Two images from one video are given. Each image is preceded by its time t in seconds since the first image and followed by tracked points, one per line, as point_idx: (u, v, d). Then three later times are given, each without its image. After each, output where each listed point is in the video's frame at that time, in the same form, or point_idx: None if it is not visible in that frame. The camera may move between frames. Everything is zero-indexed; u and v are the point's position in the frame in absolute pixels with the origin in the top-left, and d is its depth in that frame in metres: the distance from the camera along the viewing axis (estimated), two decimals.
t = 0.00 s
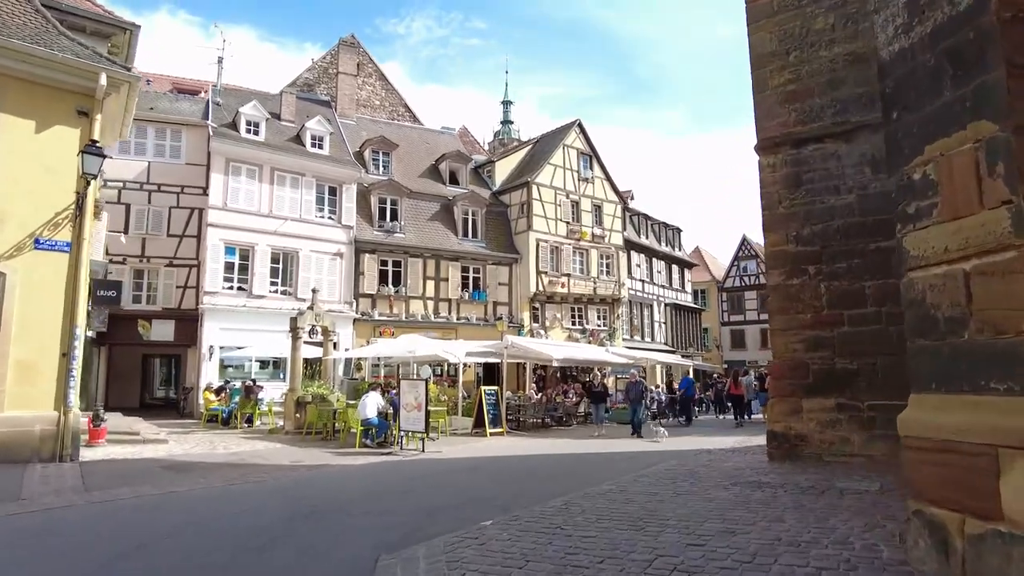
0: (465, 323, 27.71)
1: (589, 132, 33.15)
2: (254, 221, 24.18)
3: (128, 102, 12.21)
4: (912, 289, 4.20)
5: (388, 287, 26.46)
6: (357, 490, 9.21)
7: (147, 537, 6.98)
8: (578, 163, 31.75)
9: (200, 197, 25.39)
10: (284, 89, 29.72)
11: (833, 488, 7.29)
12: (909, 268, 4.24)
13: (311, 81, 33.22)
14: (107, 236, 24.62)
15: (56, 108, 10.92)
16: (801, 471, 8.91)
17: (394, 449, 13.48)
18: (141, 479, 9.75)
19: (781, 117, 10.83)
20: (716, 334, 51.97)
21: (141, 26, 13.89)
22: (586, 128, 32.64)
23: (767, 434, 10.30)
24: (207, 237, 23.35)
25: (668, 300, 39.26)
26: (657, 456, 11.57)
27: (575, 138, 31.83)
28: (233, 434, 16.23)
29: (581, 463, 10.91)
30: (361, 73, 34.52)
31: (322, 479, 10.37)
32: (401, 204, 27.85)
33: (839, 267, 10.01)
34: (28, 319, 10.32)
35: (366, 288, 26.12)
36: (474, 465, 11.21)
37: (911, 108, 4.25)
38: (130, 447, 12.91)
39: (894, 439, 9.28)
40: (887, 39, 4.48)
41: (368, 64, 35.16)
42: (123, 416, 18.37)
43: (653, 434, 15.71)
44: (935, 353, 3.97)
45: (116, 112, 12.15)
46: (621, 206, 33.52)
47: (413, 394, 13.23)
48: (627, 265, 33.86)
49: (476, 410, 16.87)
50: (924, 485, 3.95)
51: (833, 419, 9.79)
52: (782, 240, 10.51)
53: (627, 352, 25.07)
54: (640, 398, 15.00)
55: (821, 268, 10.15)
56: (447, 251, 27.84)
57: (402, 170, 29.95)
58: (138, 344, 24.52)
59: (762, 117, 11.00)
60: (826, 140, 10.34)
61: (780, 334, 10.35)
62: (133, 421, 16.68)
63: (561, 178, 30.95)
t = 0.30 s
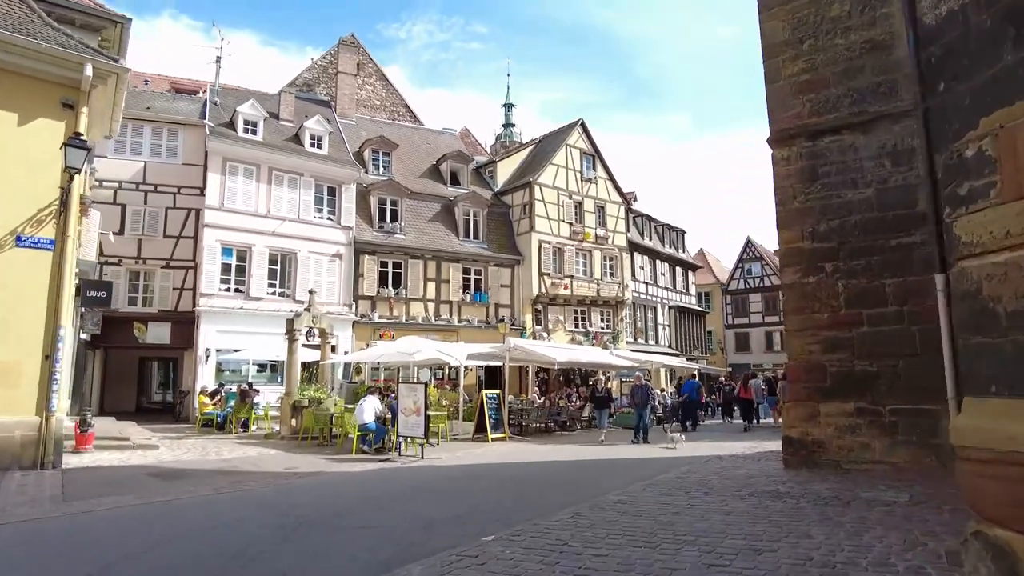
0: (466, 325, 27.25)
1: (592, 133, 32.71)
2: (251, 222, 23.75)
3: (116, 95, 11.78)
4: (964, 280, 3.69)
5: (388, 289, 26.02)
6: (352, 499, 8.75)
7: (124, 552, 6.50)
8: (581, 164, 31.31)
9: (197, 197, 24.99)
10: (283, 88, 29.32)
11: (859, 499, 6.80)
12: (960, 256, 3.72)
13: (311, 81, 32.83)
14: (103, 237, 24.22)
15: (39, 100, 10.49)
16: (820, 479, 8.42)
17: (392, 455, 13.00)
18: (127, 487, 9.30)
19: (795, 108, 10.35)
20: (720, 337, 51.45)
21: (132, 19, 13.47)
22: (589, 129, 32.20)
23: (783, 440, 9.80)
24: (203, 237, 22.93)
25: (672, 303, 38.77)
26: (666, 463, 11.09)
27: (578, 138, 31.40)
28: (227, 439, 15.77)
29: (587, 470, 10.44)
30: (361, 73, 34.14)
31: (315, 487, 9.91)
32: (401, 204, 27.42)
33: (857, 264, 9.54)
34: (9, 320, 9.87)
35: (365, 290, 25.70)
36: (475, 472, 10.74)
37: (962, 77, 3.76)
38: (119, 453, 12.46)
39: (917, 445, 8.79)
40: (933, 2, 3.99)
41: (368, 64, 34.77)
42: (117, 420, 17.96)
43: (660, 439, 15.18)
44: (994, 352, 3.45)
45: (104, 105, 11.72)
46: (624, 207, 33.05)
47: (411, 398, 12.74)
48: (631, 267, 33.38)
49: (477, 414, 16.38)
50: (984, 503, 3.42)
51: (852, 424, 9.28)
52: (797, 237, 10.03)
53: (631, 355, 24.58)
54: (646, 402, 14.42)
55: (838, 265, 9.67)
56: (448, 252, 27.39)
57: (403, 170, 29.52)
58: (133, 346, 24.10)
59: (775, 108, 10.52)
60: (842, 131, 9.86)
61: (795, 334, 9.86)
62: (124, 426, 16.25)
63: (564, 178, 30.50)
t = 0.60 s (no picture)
0: (474, 326, 26.85)
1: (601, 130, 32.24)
2: (257, 221, 23.45)
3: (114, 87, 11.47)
4: None
5: (395, 289, 25.66)
6: (356, 505, 8.34)
7: (111, 559, 6.09)
8: (591, 162, 30.86)
9: (203, 196, 24.74)
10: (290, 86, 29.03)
11: (899, 509, 6.30)
12: None
13: (317, 80, 32.53)
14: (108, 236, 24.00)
15: (34, 91, 10.18)
16: (851, 486, 7.93)
17: (399, 458, 12.58)
18: (123, 492, 8.94)
19: (820, 96, 9.84)
20: (731, 338, 50.82)
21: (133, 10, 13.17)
22: (599, 126, 31.73)
23: (808, 444, 9.32)
24: (208, 236, 22.63)
25: (683, 303, 38.23)
26: (684, 467, 10.62)
27: (587, 136, 30.93)
28: (231, 441, 15.42)
29: (601, 475, 9.99)
30: (368, 72, 33.82)
31: (319, 492, 9.51)
32: (409, 203, 27.05)
33: (887, 259, 9.03)
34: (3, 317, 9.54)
35: (372, 290, 25.35)
36: (484, 477, 10.30)
37: None
38: (119, 454, 12.13)
39: (954, 449, 8.29)
40: None
41: (375, 62, 34.45)
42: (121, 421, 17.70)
43: (675, 442, 14.63)
44: None
45: (101, 97, 11.40)
46: (635, 205, 32.56)
47: (419, 399, 12.32)
48: (641, 266, 32.89)
49: (486, 416, 15.94)
50: None
51: (883, 427, 8.79)
52: (823, 230, 9.54)
53: (643, 355, 24.12)
54: (658, 404, 13.71)
55: (867, 260, 9.18)
56: (456, 252, 27.00)
57: (411, 168, 29.15)
58: (138, 346, 23.86)
59: (798, 96, 10.02)
60: (871, 119, 9.34)
61: (821, 332, 9.39)
62: (127, 428, 15.95)
63: (574, 176, 30.05)
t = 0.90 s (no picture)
0: (487, 326, 26.41)
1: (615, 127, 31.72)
2: (267, 220, 23.15)
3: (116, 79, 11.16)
4: None
5: (406, 289, 25.29)
6: (363, 514, 7.93)
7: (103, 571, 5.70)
8: (605, 159, 30.37)
9: (212, 195, 24.53)
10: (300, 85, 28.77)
11: (951, 523, 5.79)
12: None
13: (328, 78, 32.28)
14: (117, 236, 23.84)
15: (33, 82, 9.85)
16: (892, 497, 7.41)
17: (409, 462, 12.16)
18: (123, 498, 8.59)
19: (852, 82, 9.31)
20: (747, 339, 50.05)
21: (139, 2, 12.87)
22: (612, 123, 31.23)
23: (842, 449, 8.79)
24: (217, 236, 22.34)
25: (699, 304, 37.60)
26: (707, 474, 10.12)
27: (601, 134, 30.44)
28: (238, 444, 15.09)
29: (620, 482, 9.53)
30: (379, 70, 33.53)
31: (326, 498, 9.10)
32: (420, 202, 26.67)
33: (925, 253, 8.49)
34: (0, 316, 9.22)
35: (383, 290, 24.99)
36: (498, 483, 9.85)
37: None
38: (122, 457, 11.82)
39: (1003, 457, 7.66)
40: None
41: (386, 60, 34.16)
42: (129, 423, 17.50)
43: (695, 447, 14.01)
44: None
45: (104, 89, 11.07)
46: (650, 204, 32.01)
47: (430, 402, 11.89)
48: (656, 266, 32.32)
49: (499, 419, 15.48)
50: None
51: (924, 433, 8.23)
52: (856, 224, 9.03)
53: (659, 356, 23.61)
54: (675, 407, 12.91)
55: (904, 255, 8.64)
56: (468, 251, 26.59)
57: (422, 167, 28.77)
58: (147, 347, 23.67)
59: (829, 83, 9.49)
60: (908, 106, 8.80)
61: (856, 331, 8.87)
62: (134, 431, 15.69)
63: (587, 175, 29.56)
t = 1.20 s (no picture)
0: (496, 325, 25.99)
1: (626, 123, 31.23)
2: (273, 217, 22.82)
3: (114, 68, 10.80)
4: None
5: (414, 287, 24.93)
6: (368, 520, 7.52)
7: None
8: (616, 156, 29.90)
9: (218, 193, 24.30)
10: (307, 82, 28.46)
11: (1006, 534, 5.31)
12: None
13: (335, 75, 31.96)
14: (122, 234, 23.62)
15: (27, 71, 9.50)
16: (933, 503, 6.93)
17: (417, 464, 11.75)
18: (118, 501, 8.23)
19: (883, 65, 8.82)
20: (759, 339, 49.37)
21: None
22: (623, 119, 30.75)
23: (873, 452, 8.32)
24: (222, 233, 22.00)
25: (710, 303, 37.04)
26: (729, 478, 9.65)
27: (611, 129, 29.97)
28: (242, 445, 14.75)
29: (637, 486, 9.09)
30: (387, 66, 33.18)
31: (330, 502, 8.69)
32: (428, 199, 26.29)
33: (962, 244, 8.00)
34: None
35: (391, 288, 24.64)
36: (509, 487, 9.44)
37: None
38: (122, 458, 11.50)
39: None
40: None
41: (393, 57, 33.81)
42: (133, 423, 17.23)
43: (712, 449, 13.49)
44: None
45: (101, 78, 10.71)
46: (661, 201, 31.51)
47: (438, 401, 11.48)
48: (667, 264, 31.81)
49: (509, 419, 15.04)
50: None
51: (962, 435, 7.72)
52: (887, 213, 8.56)
53: (671, 356, 23.13)
54: (694, 408, 12.36)
55: (939, 246, 8.15)
56: (477, 249, 26.19)
57: (430, 163, 28.37)
58: (153, 347, 23.44)
59: (857, 66, 9.01)
60: (943, 89, 8.31)
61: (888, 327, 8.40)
62: (137, 432, 15.40)
63: (598, 171, 29.10)
